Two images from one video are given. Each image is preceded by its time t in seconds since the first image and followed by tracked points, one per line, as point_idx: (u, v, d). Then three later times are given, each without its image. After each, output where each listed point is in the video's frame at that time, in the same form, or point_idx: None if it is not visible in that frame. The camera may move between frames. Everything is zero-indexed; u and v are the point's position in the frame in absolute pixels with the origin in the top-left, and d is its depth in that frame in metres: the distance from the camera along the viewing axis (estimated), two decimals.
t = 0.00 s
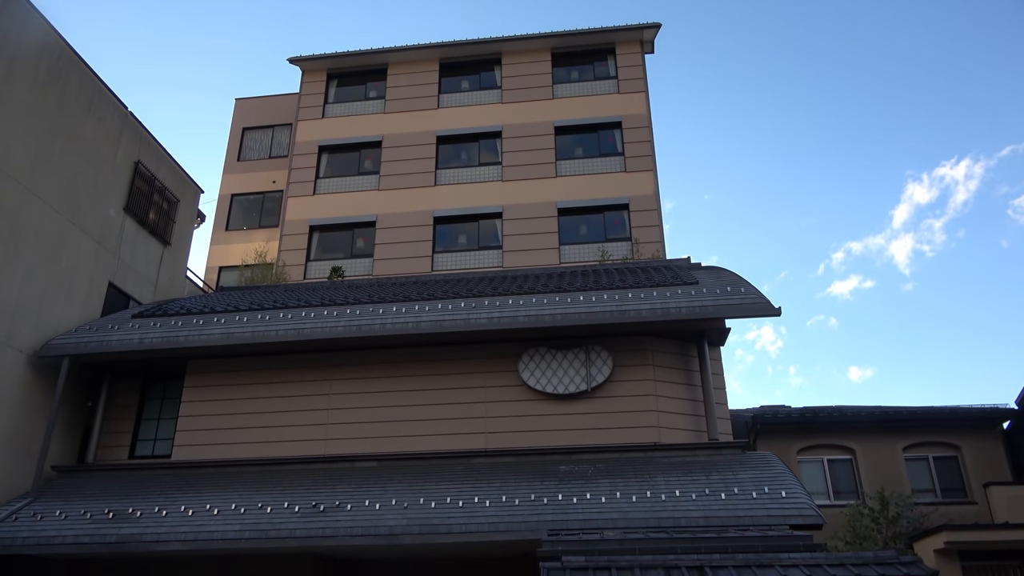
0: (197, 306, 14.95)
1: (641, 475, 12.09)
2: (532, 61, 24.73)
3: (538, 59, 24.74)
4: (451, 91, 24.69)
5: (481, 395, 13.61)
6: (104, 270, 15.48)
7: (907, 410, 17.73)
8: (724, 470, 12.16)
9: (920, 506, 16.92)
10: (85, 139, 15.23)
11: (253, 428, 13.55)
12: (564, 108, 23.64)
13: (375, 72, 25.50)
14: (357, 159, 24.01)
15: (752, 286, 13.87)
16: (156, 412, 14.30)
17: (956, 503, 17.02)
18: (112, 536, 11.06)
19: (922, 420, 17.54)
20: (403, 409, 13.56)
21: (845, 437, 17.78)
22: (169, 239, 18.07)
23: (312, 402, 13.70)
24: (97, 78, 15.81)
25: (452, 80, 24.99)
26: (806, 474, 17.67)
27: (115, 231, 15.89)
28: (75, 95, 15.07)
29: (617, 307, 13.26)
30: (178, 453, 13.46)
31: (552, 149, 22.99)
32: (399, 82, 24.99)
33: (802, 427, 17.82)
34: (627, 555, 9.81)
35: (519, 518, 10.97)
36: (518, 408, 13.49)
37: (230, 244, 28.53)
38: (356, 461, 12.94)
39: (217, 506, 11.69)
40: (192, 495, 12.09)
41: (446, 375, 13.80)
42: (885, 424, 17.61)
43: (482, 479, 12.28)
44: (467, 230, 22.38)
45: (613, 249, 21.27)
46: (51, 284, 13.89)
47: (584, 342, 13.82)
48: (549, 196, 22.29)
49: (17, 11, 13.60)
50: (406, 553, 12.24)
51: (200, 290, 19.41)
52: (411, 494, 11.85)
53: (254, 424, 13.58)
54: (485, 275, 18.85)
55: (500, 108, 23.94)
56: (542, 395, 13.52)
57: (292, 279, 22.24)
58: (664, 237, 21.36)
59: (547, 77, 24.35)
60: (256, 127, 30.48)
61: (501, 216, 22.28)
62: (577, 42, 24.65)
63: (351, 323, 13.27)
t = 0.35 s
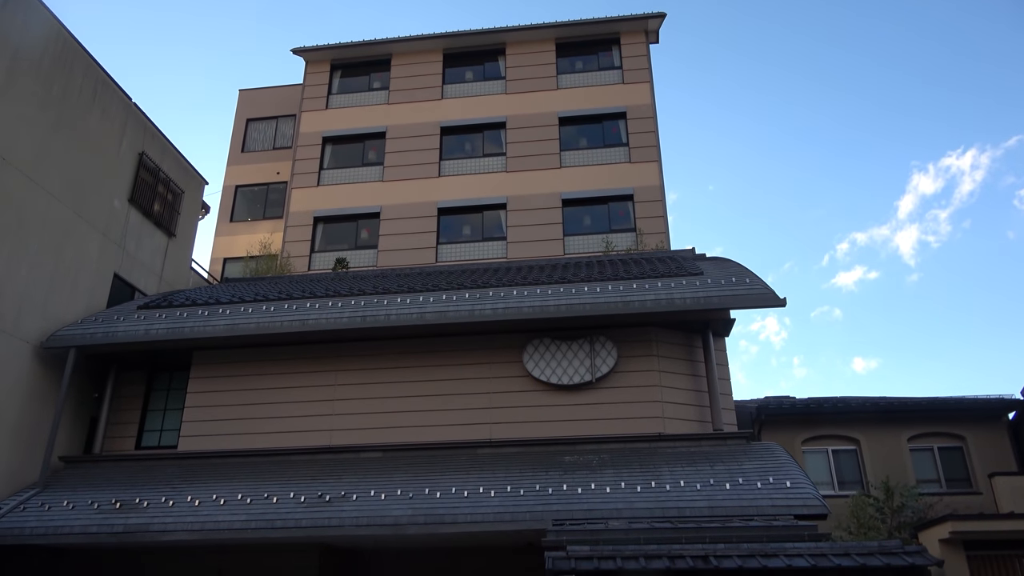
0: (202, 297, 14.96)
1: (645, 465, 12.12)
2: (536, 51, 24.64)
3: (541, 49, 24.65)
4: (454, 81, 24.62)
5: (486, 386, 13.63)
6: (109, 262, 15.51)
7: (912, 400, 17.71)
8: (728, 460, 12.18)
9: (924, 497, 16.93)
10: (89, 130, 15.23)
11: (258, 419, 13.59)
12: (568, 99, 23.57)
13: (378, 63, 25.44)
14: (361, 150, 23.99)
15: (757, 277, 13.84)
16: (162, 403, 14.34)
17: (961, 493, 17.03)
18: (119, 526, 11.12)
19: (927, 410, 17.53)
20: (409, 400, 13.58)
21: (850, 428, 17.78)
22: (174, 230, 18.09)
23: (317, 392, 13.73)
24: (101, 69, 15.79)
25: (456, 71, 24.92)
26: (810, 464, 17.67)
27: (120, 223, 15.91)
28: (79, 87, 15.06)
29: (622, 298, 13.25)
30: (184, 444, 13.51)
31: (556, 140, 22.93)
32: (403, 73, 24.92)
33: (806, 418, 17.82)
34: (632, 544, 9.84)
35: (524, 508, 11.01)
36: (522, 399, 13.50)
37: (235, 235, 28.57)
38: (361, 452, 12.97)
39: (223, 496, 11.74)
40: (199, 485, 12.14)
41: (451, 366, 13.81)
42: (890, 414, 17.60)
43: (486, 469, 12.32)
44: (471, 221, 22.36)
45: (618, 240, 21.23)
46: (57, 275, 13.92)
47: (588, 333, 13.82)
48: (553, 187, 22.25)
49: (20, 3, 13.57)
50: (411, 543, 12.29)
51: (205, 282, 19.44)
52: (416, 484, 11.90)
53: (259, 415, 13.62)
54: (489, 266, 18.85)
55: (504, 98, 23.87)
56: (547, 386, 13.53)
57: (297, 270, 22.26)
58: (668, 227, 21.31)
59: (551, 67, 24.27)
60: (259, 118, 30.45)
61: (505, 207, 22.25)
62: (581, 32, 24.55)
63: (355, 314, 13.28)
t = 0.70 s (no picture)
0: (216, 286, 15.04)
1: (658, 451, 12.14)
2: (546, 37, 24.50)
3: (552, 35, 24.51)
4: (464, 68, 24.54)
5: (499, 372, 13.66)
6: (124, 251, 15.63)
7: (927, 385, 17.60)
8: (741, 445, 12.17)
9: (939, 482, 16.86)
10: (102, 120, 15.30)
11: (273, 406, 13.68)
12: (579, 85, 23.44)
13: (388, 50, 25.39)
14: (372, 138, 23.99)
15: (770, 262, 13.77)
16: (178, 390, 14.46)
17: (976, 479, 16.94)
18: (138, 512, 11.27)
19: (942, 395, 17.42)
20: (422, 387, 13.64)
21: (864, 413, 17.71)
22: (187, 219, 18.19)
23: (331, 380, 13.80)
24: (112, 59, 15.84)
25: (466, 57, 24.83)
26: (823, 450, 17.64)
27: (134, 212, 16.01)
28: (91, 77, 15.12)
29: (634, 284, 13.22)
30: (200, 431, 13.63)
31: (567, 126, 22.84)
32: (413, 60, 24.87)
33: (820, 403, 17.76)
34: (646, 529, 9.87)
35: (537, 493, 11.06)
36: (535, 385, 13.53)
37: (247, 224, 28.70)
38: (375, 438, 13.05)
39: (240, 482, 11.87)
40: (215, 472, 12.27)
41: (463, 353, 13.85)
42: (905, 399, 17.51)
43: (500, 455, 12.38)
44: (482, 208, 22.35)
45: (629, 226, 21.18)
46: (73, 264, 14.05)
47: (601, 319, 13.81)
48: (564, 173, 22.17)
49: None
50: (426, 528, 12.38)
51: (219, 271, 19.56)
52: (430, 470, 11.98)
53: (274, 402, 13.71)
54: (501, 253, 18.84)
55: (515, 85, 23.78)
56: (560, 372, 13.55)
57: (309, 258, 22.35)
58: (680, 213, 21.22)
59: (562, 53, 24.13)
60: (270, 107, 30.50)
61: (516, 194, 22.22)
62: (592, 17, 24.38)
63: (368, 301, 13.32)
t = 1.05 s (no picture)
0: (254, 255, 15.24)
1: (696, 412, 12.12)
2: None
3: None
4: (494, 31, 24.24)
5: (535, 336, 13.70)
6: (164, 222, 15.93)
7: (972, 344, 17.20)
8: (780, 406, 12.08)
9: (983, 442, 16.57)
10: (137, 93, 15.48)
11: (313, 372, 13.92)
12: (611, 45, 23.01)
13: (417, 15, 25.18)
14: (403, 105, 23.96)
15: (810, 222, 13.49)
16: (221, 357, 14.78)
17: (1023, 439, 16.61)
18: (187, 474, 11.62)
19: (989, 354, 17.01)
20: (458, 352, 13.75)
21: (906, 373, 17.42)
22: (224, 189, 18.43)
23: (369, 345, 13.97)
24: (145, 31, 15.95)
25: (495, 20, 24.51)
26: (864, 411, 17.43)
27: (172, 183, 16.28)
28: (125, 50, 15.27)
29: (670, 246, 13.08)
30: (243, 397, 13.96)
31: (599, 88, 22.50)
32: (442, 25, 24.63)
33: (861, 364, 17.50)
34: (685, 488, 9.89)
35: (575, 454, 11.14)
36: (570, 348, 13.55)
37: (282, 194, 29.00)
38: (414, 402, 13.23)
39: (283, 446, 12.16)
40: (260, 436, 12.58)
41: (499, 317, 13.90)
42: (949, 358, 17.15)
43: (538, 417, 12.48)
44: (515, 172, 22.27)
45: (663, 188, 20.92)
46: (115, 235, 14.38)
47: (636, 282, 13.72)
48: (596, 136, 21.91)
49: None
50: (466, 489, 12.57)
51: (256, 241, 19.83)
52: (469, 433, 12.13)
53: (314, 368, 13.95)
54: (534, 217, 18.78)
55: (545, 46, 23.44)
56: (596, 335, 13.54)
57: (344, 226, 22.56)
58: (715, 174, 20.86)
59: (593, 12, 23.65)
60: (301, 76, 30.60)
61: (549, 157, 22.06)
62: None
63: (403, 268, 13.38)
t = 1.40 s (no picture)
0: (295, 228, 15.40)
1: (738, 377, 12.07)
2: None
3: None
4: None
5: (574, 303, 13.69)
6: (206, 197, 16.21)
7: None
8: (825, 369, 11.94)
9: None
10: (176, 70, 15.66)
11: (356, 342, 14.13)
12: (646, 4, 22.43)
13: None
14: (436, 73, 23.85)
15: (855, 181, 13.14)
16: (266, 328, 15.08)
17: None
18: (238, 442, 11.97)
19: None
20: (498, 320, 13.81)
21: (956, 334, 17.00)
22: (263, 163, 18.64)
23: (410, 315, 14.10)
24: (180, 7, 16.07)
25: None
26: (911, 373, 17.11)
27: (213, 159, 16.51)
28: (162, 26, 15.41)
29: (710, 209, 12.89)
30: (289, 367, 14.28)
31: (635, 49, 22.04)
32: None
33: (908, 325, 17.13)
34: (729, 452, 9.88)
35: (616, 420, 11.19)
36: (610, 315, 13.52)
37: (319, 166, 29.24)
38: (456, 370, 13.38)
39: (329, 414, 12.43)
40: (306, 405, 12.88)
41: (538, 284, 13.90)
42: (1003, 317, 16.66)
43: (579, 383, 12.55)
44: (550, 138, 22.09)
45: (702, 149, 20.55)
46: (160, 211, 14.69)
47: (676, 246, 13.57)
48: (632, 99, 21.54)
49: None
50: (509, 454, 12.73)
51: (296, 213, 20.06)
52: (510, 399, 12.25)
53: (357, 338, 14.16)
54: (571, 183, 18.64)
55: (579, 8, 22.97)
56: (635, 301, 13.47)
57: (381, 197, 22.72)
58: (756, 134, 20.37)
59: None
60: (335, 47, 30.61)
61: (584, 122, 21.77)
62: None
63: (442, 238, 13.42)
